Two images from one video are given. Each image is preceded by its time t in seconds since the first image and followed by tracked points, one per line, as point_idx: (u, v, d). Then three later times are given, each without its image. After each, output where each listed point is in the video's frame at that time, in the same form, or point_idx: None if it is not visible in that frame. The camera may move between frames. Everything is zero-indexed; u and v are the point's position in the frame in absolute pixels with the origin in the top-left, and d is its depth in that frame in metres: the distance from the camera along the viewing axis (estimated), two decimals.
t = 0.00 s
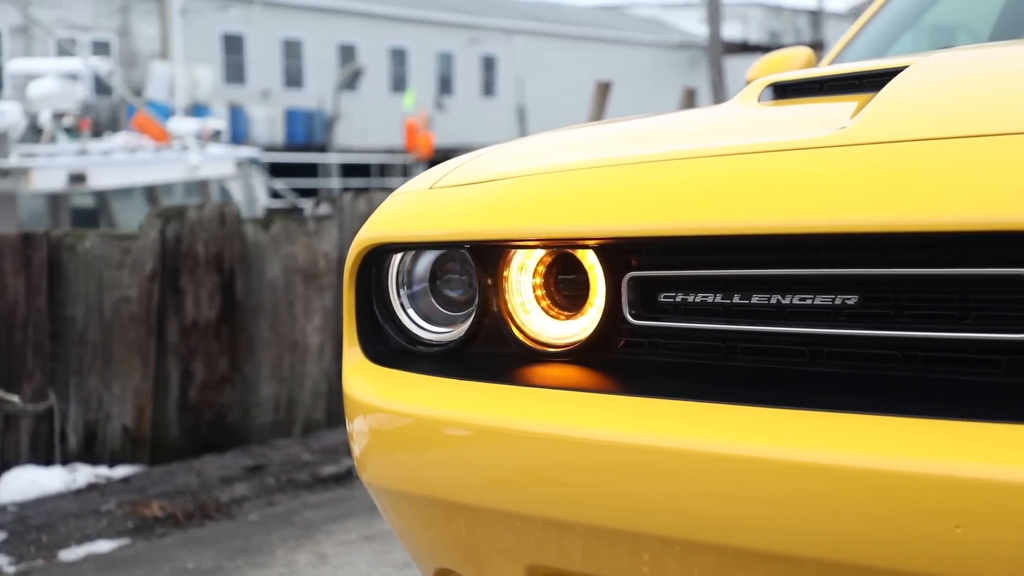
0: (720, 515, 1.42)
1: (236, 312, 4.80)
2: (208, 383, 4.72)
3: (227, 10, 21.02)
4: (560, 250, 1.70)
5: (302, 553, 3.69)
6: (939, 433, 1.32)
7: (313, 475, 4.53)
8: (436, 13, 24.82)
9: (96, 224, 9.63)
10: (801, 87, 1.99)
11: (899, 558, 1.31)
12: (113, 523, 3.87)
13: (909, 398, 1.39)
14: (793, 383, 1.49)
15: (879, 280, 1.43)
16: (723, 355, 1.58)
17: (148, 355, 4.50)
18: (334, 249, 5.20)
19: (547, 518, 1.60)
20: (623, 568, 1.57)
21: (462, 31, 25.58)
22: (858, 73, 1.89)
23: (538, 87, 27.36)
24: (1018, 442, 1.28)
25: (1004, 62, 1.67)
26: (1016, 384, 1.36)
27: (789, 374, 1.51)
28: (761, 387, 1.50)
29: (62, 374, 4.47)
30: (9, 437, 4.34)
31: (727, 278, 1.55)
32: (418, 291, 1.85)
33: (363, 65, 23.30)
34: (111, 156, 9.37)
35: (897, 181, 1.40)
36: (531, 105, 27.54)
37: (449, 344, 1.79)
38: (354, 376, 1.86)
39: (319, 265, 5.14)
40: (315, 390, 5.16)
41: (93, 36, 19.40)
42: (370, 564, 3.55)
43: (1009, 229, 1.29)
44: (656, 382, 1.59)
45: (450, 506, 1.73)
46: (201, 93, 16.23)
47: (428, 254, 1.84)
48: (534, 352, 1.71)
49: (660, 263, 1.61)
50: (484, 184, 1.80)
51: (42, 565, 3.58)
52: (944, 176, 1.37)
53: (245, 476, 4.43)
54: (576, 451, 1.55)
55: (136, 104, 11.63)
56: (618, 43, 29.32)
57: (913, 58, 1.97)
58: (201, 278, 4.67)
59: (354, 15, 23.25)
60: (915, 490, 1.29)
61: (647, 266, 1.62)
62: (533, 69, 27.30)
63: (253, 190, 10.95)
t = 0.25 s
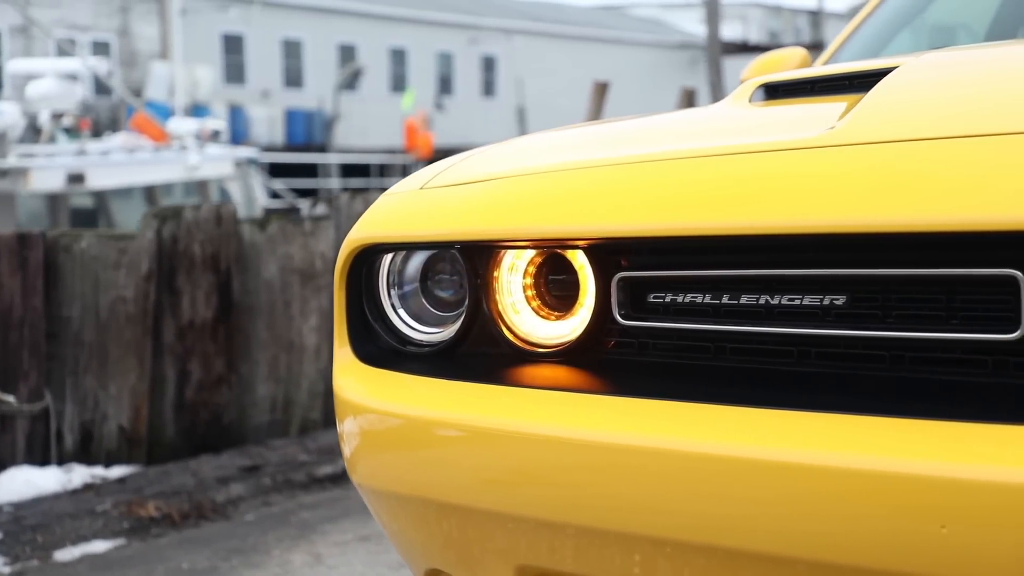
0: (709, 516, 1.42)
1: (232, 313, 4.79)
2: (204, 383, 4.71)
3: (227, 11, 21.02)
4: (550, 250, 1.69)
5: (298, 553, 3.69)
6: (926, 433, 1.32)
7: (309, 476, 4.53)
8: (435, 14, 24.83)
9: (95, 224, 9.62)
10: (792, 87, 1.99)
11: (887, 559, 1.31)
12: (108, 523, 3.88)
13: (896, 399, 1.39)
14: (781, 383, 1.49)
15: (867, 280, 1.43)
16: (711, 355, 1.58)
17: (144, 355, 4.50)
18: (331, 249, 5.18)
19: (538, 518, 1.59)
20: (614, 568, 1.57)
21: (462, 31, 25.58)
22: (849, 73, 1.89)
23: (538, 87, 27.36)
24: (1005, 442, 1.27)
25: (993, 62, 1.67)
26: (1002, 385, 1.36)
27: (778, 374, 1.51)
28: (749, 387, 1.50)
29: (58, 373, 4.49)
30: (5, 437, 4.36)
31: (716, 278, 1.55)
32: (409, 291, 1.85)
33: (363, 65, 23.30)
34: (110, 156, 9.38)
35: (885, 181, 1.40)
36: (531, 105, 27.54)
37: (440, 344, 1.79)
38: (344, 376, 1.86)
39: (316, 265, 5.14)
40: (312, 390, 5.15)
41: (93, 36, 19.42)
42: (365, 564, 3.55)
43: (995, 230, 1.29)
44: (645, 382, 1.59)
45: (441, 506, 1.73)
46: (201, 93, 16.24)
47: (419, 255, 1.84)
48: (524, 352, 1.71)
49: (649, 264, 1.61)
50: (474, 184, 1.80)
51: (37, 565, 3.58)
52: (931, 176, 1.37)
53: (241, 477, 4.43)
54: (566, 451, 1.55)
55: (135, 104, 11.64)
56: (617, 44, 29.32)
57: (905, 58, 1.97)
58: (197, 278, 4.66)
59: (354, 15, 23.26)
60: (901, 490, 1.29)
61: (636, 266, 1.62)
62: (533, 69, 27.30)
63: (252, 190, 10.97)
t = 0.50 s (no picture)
0: (697, 516, 1.42)
1: (228, 313, 4.79)
2: (201, 383, 4.71)
3: (227, 11, 21.04)
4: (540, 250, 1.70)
5: (293, 553, 3.70)
6: (912, 433, 1.32)
7: (305, 476, 4.52)
8: (435, 14, 24.84)
9: (94, 225, 9.59)
10: (783, 87, 1.99)
11: (875, 559, 1.31)
12: (104, 524, 3.88)
13: (884, 399, 1.39)
14: (769, 383, 1.49)
15: (855, 281, 1.43)
16: (700, 355, 1.58)
17: (140, 355, 4.51)
18: (328, 249, 5.19)
19: (529, 519, 1.59)
20: (605, 569, 1.57)
21: (461, 31, 25.59)
22: (838, 74, 1.89)
23: (537, 87, 27.38)
24: (990, 442, 1.28)
25: (981, 63, 1.67)
26: (989, 385, 1.36)
27: (766, 374, 1.51)
28: (738, 387, 1.50)
29: (54, 373, 4.48)
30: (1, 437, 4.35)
31: (705, 279, 1.55)
32: (399, 292, 1.85)
33: (363, 65, 23.31)
34: (108, 156, 9.38)
35: (872, 182, 1.40)
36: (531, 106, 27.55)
37: (430, 345, 1.79)
38: (335, 376, 1.86)
39: (312, 266, 5.14)
40: (308, 391, 5.15)
41: (93, 37, 19.46)
42: (361, 564, 3.55)
43: (980, 230, 1.29)
44: (634, 382, 1.59)
45: (433, 507, 1.73)
46: (201, 93, 16.25)
47: (410, 255, 1.84)
48: (514, 352, 1.71)
49: (638, 264, 1.61)
50: (464, 184, 1.80)
51: (32, 566, 3.58)
52: (918, 176, 1.37)
53: (237, 477, 4.43)
54: (556, 452, 1.55)
55: (133, 104, 11.64)
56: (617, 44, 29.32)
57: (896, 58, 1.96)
58: (194, 278, 4.66)
59: (353, 15, 23.25)
60: (888, 491, 1.29)
61: (626, 266, 1.62)
62: (533, 70, 27.30)
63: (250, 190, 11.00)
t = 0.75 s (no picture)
0: (686, 517, 1.42)
1: (225, 313, 4.79)
2: (197, 384, 4.71)
3: (226, 11, 21.04)
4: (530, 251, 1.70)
5: (288, 554, 3.70)
6: (899, 433, 1.32)
7: (301, 476, 4.52)
8: (434, 14, 24.84)
9: (92, 225, 9.59)
10: (774, 88, 1.99)
11: (864, 559, 1.31)
12: (99, 524, 3.88)
13: (871, 399, 1.39)
14: (757, 383, 1.49)
15: (843, 282, 1.43)
16: (689, 356, 1.58)
17: (136, 355, 4.51)
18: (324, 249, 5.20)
19: (519, 520, 1.59)
20: (596, 570, 1.57)
21: (461, 31, 25.60)
22: (829, 74, 1.89)
23: (537, 88, 27.40)
24: (976, 443, 1.28)
25: (969, 63, 1.67)
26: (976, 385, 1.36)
27: (754, 375, 1.51)
28: (726, 388, 1.50)
29: (50, 374, 4.49)
30: None
31: (693, 279, 1.55)
32: (390, 292, 1.85)
33: (363, 66, 23.31)
34: (106, 156, 9.39)
35: (860, 182, 1.40)
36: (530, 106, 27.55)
37: (421, 345, 1.79)
38: (325, 376, 1.86)
39: (309, 266, 5.14)
40: (305, 391, 5.15)
41: (93, 37, 19.55)
42: (356, 565, 3.55)
43: (968, 230, 1.29)
44: (624, 383, 1.59)
45: (424, 507, 1.73)
46: (201, 94, 16.25)
47: (400, 255, 1.84)
48: (504, 353, 1.71)
49: (627, 264, 1.61)
50: (454, 184, 1.80)
51: (27, 566, 3.58)
52: (906, 176, 1.37)
53: (233, 477, 4.43)
54: (546, 453, 1.54)
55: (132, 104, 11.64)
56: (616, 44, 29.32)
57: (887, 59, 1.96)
58: (190, 279, 4.66)
59: (353, 15, 23.25)
60: (876, 491, 1.29)
61: (615, 266, 1.62)
62: (532, 70, 27.30)
63: (248, 190, 11.00)
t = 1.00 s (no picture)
0: (674, 518, 1.42)
1: (221, 313, 4.78)
2: (193, 384, 4.71)
3: (226, 11, 21.04)
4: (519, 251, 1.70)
5: (283, 554, 3.70)
6: (884, 433, 1.32)
7: (297, 476, 4.52)
8: (434, 14, 24.84)
9: (91, 225, 9.61)
10: (765, 88, 1.99)
11: (854, 560, 1.30)
12: (94, 524, 3.87)
13: (858, 399, 1.40)
14: (743, 383, 1.49)
15: (830, 281, 1.43)
16: (677, 356, 1.59)
17: (132, 355, 4.51)
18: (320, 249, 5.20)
19: (510, 520, 1.59)
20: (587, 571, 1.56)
21: (461, 31, 25.60)
22: (819, 74, 1.89)
23: (537, 88, 27.40)
24: (961, 442, 1.28)
25: (957, 63, 1.68)
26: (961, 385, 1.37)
27: (742, 375, 1.51)
28: (715, 388, 1.51)
29: (45, 374, 4.51)
30: None
31: (681, 279, 1.55)
32: (380, 292, 1.85)
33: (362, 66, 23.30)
34: (105, 157, 9.38)
35: (846, 183, 1.40)
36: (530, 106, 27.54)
37: (410, 344, 1.80)
38: (314, 376, 1.86)
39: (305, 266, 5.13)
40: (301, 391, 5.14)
41: (92, 37, 19.48)
42: (350, 565, 3.55)
43: (953, 230, 1.30)
44: (612, 383, 1.59)
45: (414, 508, 1.72)
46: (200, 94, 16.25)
47: (390, 255, 1.84)
48: (493, 353, 1.71)
49: (616, 264, 1.61)
50: (444, 184, 1.80)
51: (22, 566, 3.58)
52: (893, 176, 1.38)
53: (229, 478, 4.43)
54: (535, 453, 1.54)
55: (131, 104, 11.64)
56: (616, 44, 29.32)
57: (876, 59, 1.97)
58: (186, 279, 4.66)
59: (352, 15, 23.24)
60: (863, 491, 1.29)
61: (604, 267, 1.62)
62: (532, 70, 27.29)
63: (247, 190, 11.01)
